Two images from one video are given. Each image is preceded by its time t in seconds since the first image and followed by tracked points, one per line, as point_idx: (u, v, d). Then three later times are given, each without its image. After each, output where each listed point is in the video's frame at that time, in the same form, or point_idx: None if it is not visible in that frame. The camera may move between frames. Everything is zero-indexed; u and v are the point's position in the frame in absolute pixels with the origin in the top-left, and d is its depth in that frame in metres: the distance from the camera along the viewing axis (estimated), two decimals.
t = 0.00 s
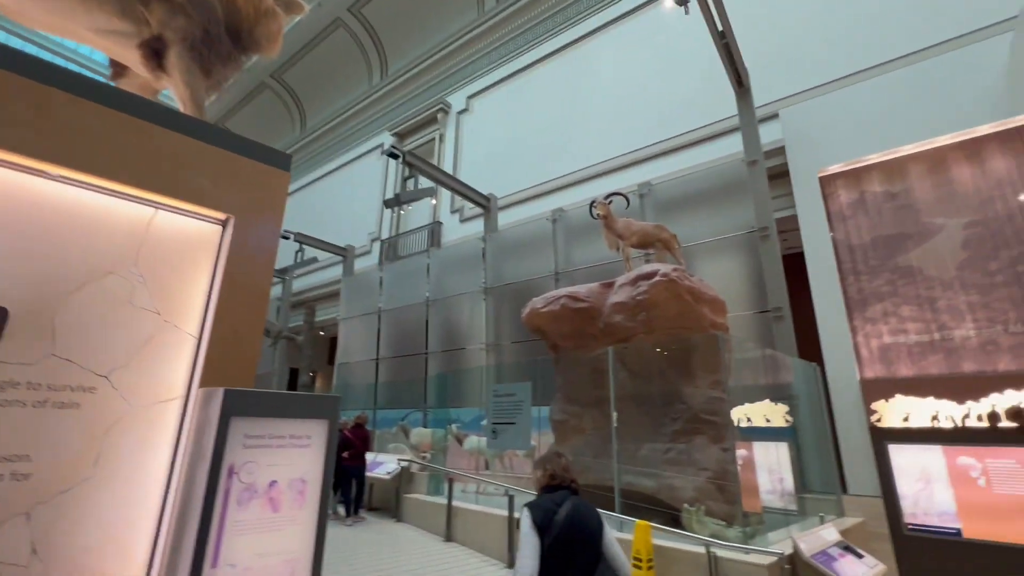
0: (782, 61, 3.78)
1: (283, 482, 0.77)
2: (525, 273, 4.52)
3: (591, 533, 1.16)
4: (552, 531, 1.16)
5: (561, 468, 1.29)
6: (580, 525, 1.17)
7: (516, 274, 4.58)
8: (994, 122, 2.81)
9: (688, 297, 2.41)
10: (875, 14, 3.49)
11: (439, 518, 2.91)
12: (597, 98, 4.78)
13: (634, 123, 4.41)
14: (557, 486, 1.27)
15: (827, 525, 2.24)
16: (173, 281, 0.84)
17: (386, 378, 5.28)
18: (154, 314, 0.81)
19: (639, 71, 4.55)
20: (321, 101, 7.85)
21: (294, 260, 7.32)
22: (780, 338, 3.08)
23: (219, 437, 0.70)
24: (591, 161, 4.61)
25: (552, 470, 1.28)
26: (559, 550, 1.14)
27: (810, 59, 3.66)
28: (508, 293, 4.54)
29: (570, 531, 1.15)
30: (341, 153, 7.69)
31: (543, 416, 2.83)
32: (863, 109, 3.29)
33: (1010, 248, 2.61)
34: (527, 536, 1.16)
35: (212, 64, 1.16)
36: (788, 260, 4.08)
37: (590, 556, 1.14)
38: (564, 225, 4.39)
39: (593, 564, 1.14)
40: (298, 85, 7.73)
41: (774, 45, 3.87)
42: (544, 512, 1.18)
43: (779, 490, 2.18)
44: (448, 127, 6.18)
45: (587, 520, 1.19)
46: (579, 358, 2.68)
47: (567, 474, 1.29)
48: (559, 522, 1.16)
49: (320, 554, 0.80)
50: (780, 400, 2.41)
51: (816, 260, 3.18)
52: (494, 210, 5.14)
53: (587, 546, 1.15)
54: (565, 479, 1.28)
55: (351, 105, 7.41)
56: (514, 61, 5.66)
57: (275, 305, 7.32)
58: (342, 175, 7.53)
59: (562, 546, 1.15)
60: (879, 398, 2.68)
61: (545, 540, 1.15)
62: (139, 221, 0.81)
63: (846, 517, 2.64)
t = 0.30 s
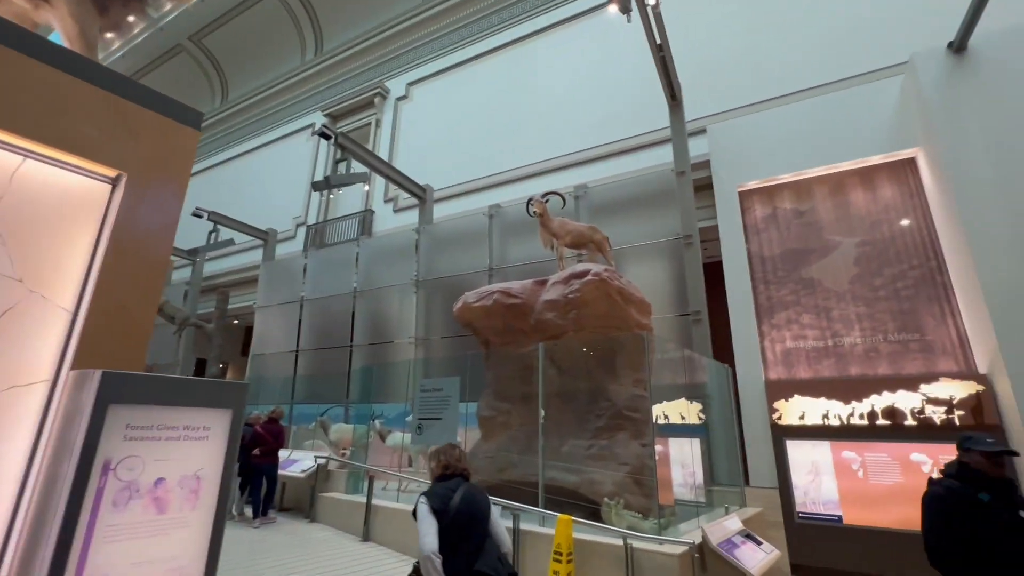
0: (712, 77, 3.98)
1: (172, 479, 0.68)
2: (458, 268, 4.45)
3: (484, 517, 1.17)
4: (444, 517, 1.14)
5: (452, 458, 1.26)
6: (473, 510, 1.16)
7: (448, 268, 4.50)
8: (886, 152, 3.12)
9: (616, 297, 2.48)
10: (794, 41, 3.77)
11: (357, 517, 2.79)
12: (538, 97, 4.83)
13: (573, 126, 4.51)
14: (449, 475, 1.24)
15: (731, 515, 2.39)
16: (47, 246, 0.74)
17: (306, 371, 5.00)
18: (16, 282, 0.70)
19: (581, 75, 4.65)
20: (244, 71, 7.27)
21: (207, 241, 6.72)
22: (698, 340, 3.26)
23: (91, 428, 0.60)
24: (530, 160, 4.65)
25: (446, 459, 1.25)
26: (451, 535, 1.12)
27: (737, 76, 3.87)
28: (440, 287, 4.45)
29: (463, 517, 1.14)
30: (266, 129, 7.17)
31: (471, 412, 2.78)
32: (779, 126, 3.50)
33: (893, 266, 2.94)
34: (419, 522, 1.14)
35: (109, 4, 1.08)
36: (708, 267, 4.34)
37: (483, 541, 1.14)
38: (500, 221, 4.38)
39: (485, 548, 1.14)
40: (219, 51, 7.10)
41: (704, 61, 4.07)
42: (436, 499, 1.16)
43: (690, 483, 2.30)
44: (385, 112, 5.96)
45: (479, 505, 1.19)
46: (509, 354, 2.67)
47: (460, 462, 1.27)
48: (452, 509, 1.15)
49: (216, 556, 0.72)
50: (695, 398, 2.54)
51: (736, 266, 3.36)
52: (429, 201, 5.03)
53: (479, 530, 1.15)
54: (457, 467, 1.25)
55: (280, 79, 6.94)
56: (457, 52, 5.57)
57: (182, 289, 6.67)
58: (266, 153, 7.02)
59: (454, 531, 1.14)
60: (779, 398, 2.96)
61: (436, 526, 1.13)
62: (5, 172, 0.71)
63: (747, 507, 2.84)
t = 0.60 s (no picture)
0: (647, 96, 4.21)
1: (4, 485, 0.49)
2: (387, 259, 4.29)
3: (370, 508, 1.27)
4: (331, 508, 1.22)
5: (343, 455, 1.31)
6: (360, 502, 1.25)
7: (376, 259, 4.32)
8: (795, 174, 3.40)
9: (547, 295, 2.48)
10: (721, 70, 4.08)
11: (262, 521, 2.58)
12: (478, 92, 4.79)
13: (511, 125, 4.52)
14: (340, 470, 1.30)
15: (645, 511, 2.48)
16: None
17: (211, 363, 4.58)
18: None
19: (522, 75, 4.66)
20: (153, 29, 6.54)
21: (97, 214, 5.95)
22: (621, 341, 3.37)
23: None
24: (467, 154, 4.60)
25: (337, 454, 1.32)
26: (337, 525, 1.22)
27: (671, 98, 4.13)
28: (366, 278, 4.26)
29: (349, 509, 1.23)
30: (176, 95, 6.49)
31: (393, 409, 2.66)
32: (705, 142, 3.70)
33: (795, 279, 3.22)
34: (306, 514, 1.21)
35: None
36: (633, 273, 4.51)
37: (367, 530, 1.24)
38: (433, 214, 4.27)
39: (369, 536, 1.24)
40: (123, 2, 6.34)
41: (641, 79, 4.28)
42: (325, 491, 1.24)
43: (608, 479, 2.36)
44: (315, 91, 5.63)
45: (366, 496, 1.29)
46: (436, 350, 2.60)
47: (353, 458, 1.33)
48: (339, 502, 1.23)
49: None
50: (616, 398, 2.62)
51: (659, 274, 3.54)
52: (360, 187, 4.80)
53: (365, 522, 1.25)
54: (350, 462, 1.32)
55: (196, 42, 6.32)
56: (397, 37, 5.39)
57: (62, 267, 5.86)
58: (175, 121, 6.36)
59: (341, 523, 1.23)
60: (692, 398, 3.11)
61: (321, 519, 1.21)
62: None
63: (659, 502, 2.97)
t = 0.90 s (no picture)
0: (592, 103, 4.32)
1: None
2: (318, 246, 4.07)
3: (255, 488, 1.27)
4: (211, 490, 1.23)
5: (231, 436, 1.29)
6: (242, 483, 1.25)
7: (306, 245, 4.09)
8: (723, 187, 3.61)
9: (485, 290, 2.44)
10: (661, 85, 4.26)
11: (162, 524, 2.35)
12: (424, 80, 4.71)
13: (457, 117, 4.49)
14: (227, 451, 1.31)
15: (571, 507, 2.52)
16: None
17: (109, 349, 4.13)
18: None
19: (472, 70, 4.65)
20: None
21: None
22: (555, 339, 3.41)
23: None
24: (409, 143, 4.50)
25: (221, 437, 1.31)
26: (216, 506, 1.22)
27: (614, 108, 4.27)
28: (294, 265, 4.02)
29: (228, 492, 1.23)
30: (81, 50, 5.80)
31: (318, 403, 2.51)
32: (644, 149, 3.82)
33: (719, 286, 3.40)
34: (188, 494, 1.23)
35: None
36: (570, 274, 4.59)
37: (250, 509, 1.24)
38: (371, 202, 4.11)
39: (253, 514, 1.25)
40: None
41: (587, 87, 4.40)
42: (206, 472, 1.25)
43: (536, 476, 2.36)
44: (247, 61, 5.26)
45: (254, 475, 1.29)
46: (366, 342, 2.49)
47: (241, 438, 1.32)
48: (220, 484, 1.24)
49: None
50: (548, 395, 2.63)
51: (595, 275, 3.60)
52: (292, 167, 4.51)
53: (247, 502, 1.25)
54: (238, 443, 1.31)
55: None
56: (341, 15, 5.18)
57: None
58: (79, 79, 5.69)
59: (222, 504, 1.23)
60: (620, 396, 3.21)
61: (201, 499, 1.22)
62: None
63: (585, 498, 3.03)
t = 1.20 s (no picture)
0: (547, 107, 4.40)
1: None
2: (251, 231, 3.82)
3: (129, 480, 1.23)
4: (78, 482, 1.18)
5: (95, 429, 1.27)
6: (114, 475, 1.21)
7: (238, 229, 3.82)
8: (667, 196, 3.74)
9: (431, 284, 2.37)
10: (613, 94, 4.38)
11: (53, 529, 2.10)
12: (377, 67, 4.60)
13: (409, 108, 4.41)
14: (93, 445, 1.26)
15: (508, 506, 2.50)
16: None
17: None
18: None
19: (428, 63, 4.58)
20: None
21: None
22: (500, 337, 3.39)
23: None
24: (357, 130, 4.36)
25: (85, 430, 1.26)
26: (86, 498, 1.17)
27: (568, 114, 4.36)
28: (224, 249, 3.75)
29: (100, 485, 1.19)
30: None
31: (244, 398, 2.33)
32: (594, 154, 3.90)
33: (660, 291, 3.52)
34: (49, 491, 1.16)
35: None
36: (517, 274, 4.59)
37: (125, 500, 1.21)
38: (312, 188, 3.91)
39: (126, 506, 1.21)
40: None
41: (542, 91, 4.46)
42: (72, 465, 1.19)
43: (473, 475, 2.32)
44: (181, 28, 4.89)
45: (127, 468, 1.25)
46: (300, 333, 2.35)
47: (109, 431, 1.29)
48: (90, 475, 1.19)
49: None
50: (490, 394, 2.60)
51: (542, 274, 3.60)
52: (227, 145, 4.19)
53: (120, 494, 1.21)
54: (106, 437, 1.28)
55: None
56: None
57: None
58: None
59: (92, 496, 1.18)
60: (562, 396, 3.24)
61: (66, 493, 1.16)
62: None
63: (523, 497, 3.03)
